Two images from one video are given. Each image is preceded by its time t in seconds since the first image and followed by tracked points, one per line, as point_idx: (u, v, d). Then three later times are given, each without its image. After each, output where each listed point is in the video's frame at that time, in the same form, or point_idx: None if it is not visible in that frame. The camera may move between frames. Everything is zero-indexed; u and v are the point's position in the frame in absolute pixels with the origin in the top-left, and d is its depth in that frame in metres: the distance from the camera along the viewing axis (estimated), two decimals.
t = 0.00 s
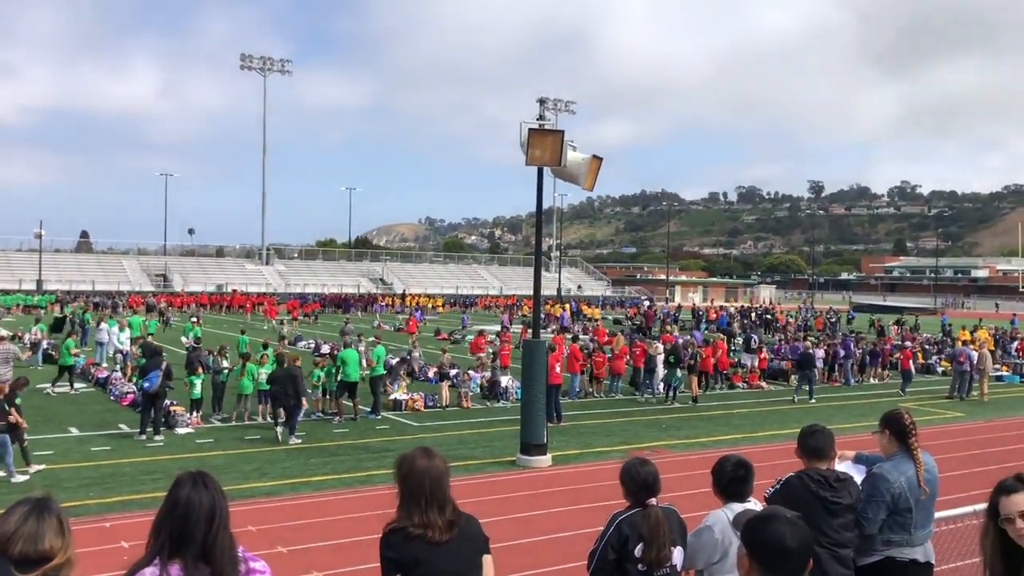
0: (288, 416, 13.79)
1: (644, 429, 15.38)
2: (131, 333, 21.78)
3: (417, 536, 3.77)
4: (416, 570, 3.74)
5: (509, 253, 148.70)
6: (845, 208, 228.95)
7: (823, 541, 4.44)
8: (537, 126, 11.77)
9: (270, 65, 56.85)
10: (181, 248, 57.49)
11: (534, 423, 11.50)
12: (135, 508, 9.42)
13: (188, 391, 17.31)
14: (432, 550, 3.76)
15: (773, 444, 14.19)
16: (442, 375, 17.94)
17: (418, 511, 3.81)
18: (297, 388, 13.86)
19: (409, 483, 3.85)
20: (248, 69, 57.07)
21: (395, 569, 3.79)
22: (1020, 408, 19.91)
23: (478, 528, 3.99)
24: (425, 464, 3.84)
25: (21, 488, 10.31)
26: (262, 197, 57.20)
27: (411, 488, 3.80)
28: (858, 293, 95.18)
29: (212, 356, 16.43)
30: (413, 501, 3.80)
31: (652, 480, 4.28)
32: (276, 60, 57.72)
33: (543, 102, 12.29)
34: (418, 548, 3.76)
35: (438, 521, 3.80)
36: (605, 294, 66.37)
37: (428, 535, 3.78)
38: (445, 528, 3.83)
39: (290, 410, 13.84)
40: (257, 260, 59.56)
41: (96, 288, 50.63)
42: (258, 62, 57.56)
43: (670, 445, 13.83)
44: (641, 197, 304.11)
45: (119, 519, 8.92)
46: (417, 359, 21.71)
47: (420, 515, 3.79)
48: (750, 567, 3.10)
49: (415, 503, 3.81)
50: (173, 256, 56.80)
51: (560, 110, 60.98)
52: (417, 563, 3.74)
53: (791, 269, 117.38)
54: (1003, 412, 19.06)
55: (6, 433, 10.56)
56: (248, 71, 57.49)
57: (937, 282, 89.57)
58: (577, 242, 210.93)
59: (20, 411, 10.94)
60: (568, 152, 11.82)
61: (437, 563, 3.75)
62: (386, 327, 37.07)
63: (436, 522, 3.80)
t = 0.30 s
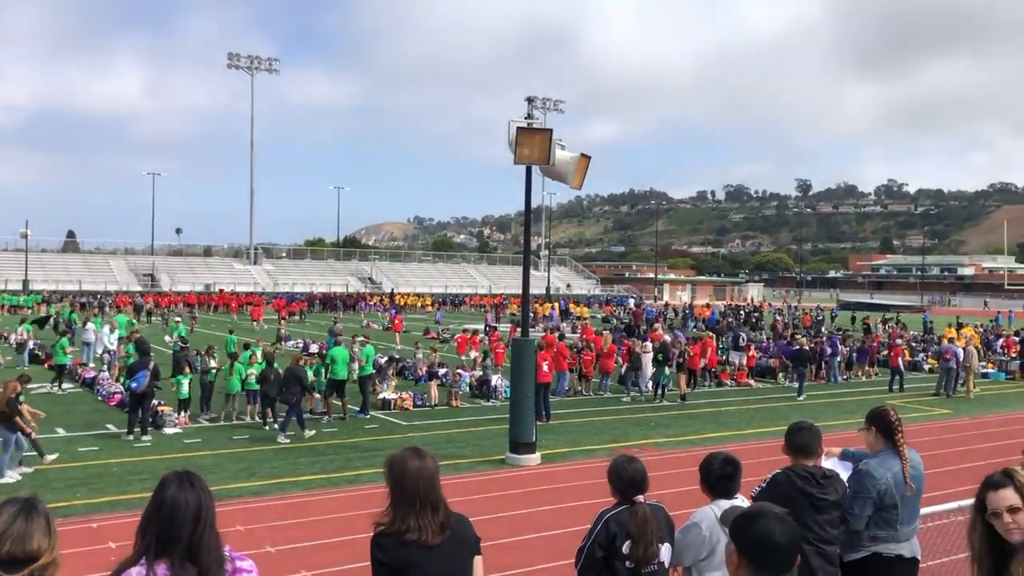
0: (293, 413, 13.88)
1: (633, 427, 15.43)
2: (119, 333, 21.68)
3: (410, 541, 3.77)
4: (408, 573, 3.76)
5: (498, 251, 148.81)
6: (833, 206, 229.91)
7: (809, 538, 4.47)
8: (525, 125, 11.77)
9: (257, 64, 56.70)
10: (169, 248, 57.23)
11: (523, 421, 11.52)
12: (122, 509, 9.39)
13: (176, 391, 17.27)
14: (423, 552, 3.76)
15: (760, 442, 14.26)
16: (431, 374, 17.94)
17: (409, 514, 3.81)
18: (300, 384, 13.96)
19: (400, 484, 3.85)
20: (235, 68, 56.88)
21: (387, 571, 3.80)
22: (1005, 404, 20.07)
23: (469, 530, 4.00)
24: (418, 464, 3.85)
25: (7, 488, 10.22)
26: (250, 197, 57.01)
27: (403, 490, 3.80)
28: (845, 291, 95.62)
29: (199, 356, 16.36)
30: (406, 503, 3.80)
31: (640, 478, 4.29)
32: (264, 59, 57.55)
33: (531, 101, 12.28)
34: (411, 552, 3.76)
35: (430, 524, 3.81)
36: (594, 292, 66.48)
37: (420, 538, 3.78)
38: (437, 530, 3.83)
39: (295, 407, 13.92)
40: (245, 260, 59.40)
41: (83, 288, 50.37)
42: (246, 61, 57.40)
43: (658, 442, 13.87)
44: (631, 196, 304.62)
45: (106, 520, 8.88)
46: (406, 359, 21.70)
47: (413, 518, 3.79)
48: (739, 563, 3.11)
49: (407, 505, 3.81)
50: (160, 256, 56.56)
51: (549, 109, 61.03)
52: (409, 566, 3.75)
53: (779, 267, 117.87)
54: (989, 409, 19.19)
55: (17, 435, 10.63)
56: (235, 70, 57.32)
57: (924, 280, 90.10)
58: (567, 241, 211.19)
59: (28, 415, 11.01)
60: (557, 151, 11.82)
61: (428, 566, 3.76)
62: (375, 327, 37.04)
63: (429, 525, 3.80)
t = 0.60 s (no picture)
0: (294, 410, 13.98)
1: (617, 424, 15.46)
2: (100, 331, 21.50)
3: (394, 539, 3.76)
4: (391, 570, 3.76)
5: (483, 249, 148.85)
6: (817, 203, 231.14)
7: (791, 532, 4.49)
8: (509, 122, 11.76)
9: (240, 61, 56.31)
10: (152, 246, 56.85)
11: (507, 418, 11.52)
12: (103, 508, 9.33)
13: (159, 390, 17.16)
14: (406, 551, 3.76)
15: (743, 438, 14.31)
16: (415, 371, 17.91)
17: (392, 512, 3.80)
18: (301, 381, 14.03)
19: (383, 482, 3.84)
20: (218, 64, 56.50)
21: (370, 569, 3.80)
22: (985, 399, 20.28)
23: (453, 526, 4.00)
24: (402, 461, 3.84)
25: None
26: (233, 194, 56.74)
27: (386, 487, 3.79)
28: (829, 287, 96.19)
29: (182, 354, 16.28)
30: (389, 501, 3.79)
31: (622, 474, 4.30)
32: (247, 56, 57.15)
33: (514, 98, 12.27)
34: (395, 550, 3.76)
35: (414, 521, 3.80)
36: (579, 290, 66.58)
37: (404, 535, 3.78)
38: (421, 528, 3.83)
39: (295, 405, 14.00)
40: (229, 258, 59.06)
41: (65, 286, 49.98)
42: (229, 57, 56.99)
43: (642, 439, 13.90)
44: (618, 193, 305.14)
45: (87, 520, 8.82)
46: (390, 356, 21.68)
47: (396, 516, 3.78)
48: (721, 557, 3.13)
49: (389, 503, 3.80)
50: (143, 254, 56.19)
51: (533, 106, 61.02)
52: (393, 565, 3.75)
53: (762, 264, 118.43)
54: (970, 404, 19.34)
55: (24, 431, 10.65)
56: (218, 66, 56.89)
57: (907, 276, 90.82)
58: (553, 238, 211.39)
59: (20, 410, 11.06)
60: (540, 148, 11.82)
61: (412, 564, 3.77)
62: (359, 324, 36.95)
63: (412, 522, 3.80)
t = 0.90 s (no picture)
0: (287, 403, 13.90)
1: (601, 419, 15.50)
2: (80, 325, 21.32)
3: (374, 531, 3.77)
4: (373, 562, 3.77)
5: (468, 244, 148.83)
6: (800, 201, 232.59)
7: (771, 525, 4.53)
8: (494, 116, 11.76)
9: (223, 54, 55.95)
10: (133, 240, 56.44)
11: (491, 413, 11.53)
12: (83, 503, 9.26)
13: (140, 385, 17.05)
14: (388, 543, 3.78)
15: (725, 433, 14.39)
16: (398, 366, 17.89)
17: (371, 504, 3.80)
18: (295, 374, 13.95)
19: (362, 474, 3.85)
20: (200, 57, 56.10)
21: (352, 562, 3.80)
22: (965, 394, 20.50)
23: (433, 518, 4.01)
24: (382, 454, 3.84)
25: None
26: (215, 188, 56.43)
27: (366, 479, 3.80)
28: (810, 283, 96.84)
29: (163, 348, 16.17)
30: (369, 493, 3.79)
31: (604, 467, 4.31)
32: (230, 49, 56.78)
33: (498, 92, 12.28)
34: (376, 543, 3.77)
35: (393, 514, 3.81)
36: (562, 285, 66.70)
37: (384, 527, 3.79)
38: (401, 521, 3.84)
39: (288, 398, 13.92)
40: (211, 252, 58.70)
41: (44, 280, 49.55)
42: (211, 50, 56.60)
43: (625, 433, 13.95)
44: (603, 189, 305.75)
45: (67, 515, 8.75)
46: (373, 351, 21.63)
47: (375, 508, 3.79)
48: (702, 548, 3.14)
49: (368, 495, 3.81)
50: (124, 248, 55.76)
51: (517, 102, 61.00)
52: (375, 556, 3.77)
53: (745, 260, 119.11)
54: (950, 399, 19.52)
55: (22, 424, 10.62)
56: (200, 59, 56.50)
57: (887, 272, 91.56)
58: (538, 234, 211.68)
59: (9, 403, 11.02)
60: (525, 143, 11.81)
61: (394, 556, 3.78)
62: (342, 319, 36.87)
63: (391, 515, 3.81)
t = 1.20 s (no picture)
0: (295, 397, 14.27)
1: (589, 415, 15.53)
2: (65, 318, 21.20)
3: (359, 525, 3.78)
4: (358, 557, 3.77)
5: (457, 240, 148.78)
6: (789, 200, 233.53)
7: (757, 521, 4.55)
8: (483, 111, 11.75)
9: (212, 47, 55.71)
10: (120, 233, 56.15)
11: (478, 409, 11.53)
12: (68, 497, 9.20)
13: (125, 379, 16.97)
14: (373, 538, 3.78)
15: (712, 429, 14.45)
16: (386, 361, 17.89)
17: (358, 498, 3.81)
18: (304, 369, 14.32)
19: (349, 467, 3.85)
20: (189, 50, 55.79)
21: (338, 556, 3.80)
22: (950, 393, 20.65)
23: (419, 512, 4.02)
24: (371, 448, 3.85)
25: None
26: (203, 181, 56.18)
27: (354, 474, 3.80)
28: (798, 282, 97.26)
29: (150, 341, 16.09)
30: (355, 488, 3.80)
31: (591, 462, 4.32)
32: (219, 42, 56.55)
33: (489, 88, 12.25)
34: (362, 537, 3.78)
35: (378, 509, 3.81)
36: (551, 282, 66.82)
37: (369, 521, 3.79)
38: (387, 515, 3.84)
39: (295, 391, 14.30)
40: (198, 246, 58.50)
41: (30, 273, 49.26)
42: (200, 43, 56.35)
43: (613, 429, 13.98)
44: (594, 187, 306.11)
45: (51, 508, 8.71)
46: (361, 346, 21.58)
47: (362, 503, 3.79)
48: (691, 543, 3.16)
49: (355, 490, 3.81)
50: (111, 241, 55.48)
51: (507, 98, 60.92)
52: (359, 551, 3.77)
53: (733, 259, 119.55)
54: (936, 398, 19.68)
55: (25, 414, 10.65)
56: (189, 52, 56.26)
57: (874, 271, 92.06)
58: (528, 231, 211.89)
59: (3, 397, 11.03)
60: (515, 138, 11.80)
61: (378, 551, 3.78)
62: (330, 314, 36.82)
63: (377, 510, 3.80)
